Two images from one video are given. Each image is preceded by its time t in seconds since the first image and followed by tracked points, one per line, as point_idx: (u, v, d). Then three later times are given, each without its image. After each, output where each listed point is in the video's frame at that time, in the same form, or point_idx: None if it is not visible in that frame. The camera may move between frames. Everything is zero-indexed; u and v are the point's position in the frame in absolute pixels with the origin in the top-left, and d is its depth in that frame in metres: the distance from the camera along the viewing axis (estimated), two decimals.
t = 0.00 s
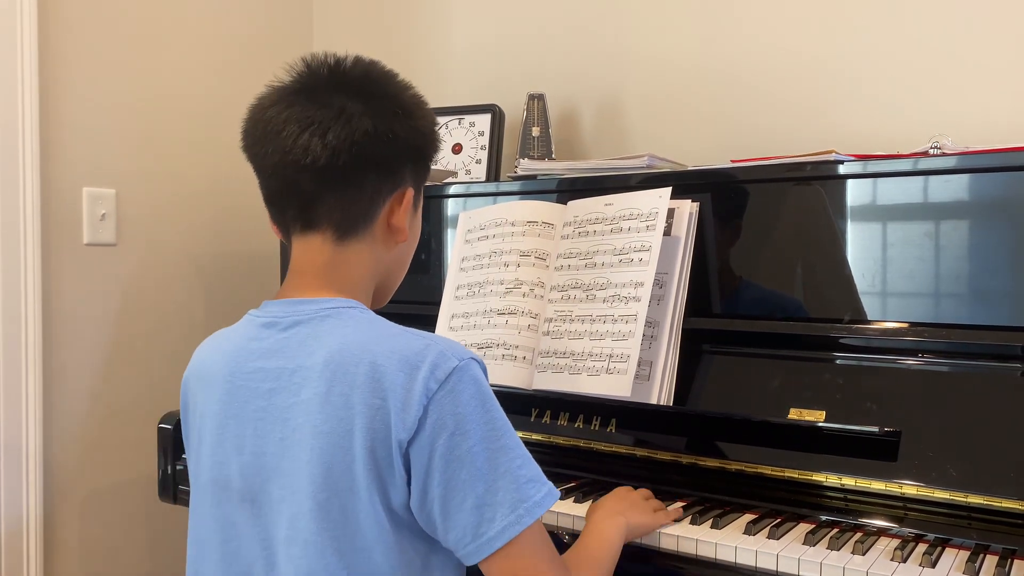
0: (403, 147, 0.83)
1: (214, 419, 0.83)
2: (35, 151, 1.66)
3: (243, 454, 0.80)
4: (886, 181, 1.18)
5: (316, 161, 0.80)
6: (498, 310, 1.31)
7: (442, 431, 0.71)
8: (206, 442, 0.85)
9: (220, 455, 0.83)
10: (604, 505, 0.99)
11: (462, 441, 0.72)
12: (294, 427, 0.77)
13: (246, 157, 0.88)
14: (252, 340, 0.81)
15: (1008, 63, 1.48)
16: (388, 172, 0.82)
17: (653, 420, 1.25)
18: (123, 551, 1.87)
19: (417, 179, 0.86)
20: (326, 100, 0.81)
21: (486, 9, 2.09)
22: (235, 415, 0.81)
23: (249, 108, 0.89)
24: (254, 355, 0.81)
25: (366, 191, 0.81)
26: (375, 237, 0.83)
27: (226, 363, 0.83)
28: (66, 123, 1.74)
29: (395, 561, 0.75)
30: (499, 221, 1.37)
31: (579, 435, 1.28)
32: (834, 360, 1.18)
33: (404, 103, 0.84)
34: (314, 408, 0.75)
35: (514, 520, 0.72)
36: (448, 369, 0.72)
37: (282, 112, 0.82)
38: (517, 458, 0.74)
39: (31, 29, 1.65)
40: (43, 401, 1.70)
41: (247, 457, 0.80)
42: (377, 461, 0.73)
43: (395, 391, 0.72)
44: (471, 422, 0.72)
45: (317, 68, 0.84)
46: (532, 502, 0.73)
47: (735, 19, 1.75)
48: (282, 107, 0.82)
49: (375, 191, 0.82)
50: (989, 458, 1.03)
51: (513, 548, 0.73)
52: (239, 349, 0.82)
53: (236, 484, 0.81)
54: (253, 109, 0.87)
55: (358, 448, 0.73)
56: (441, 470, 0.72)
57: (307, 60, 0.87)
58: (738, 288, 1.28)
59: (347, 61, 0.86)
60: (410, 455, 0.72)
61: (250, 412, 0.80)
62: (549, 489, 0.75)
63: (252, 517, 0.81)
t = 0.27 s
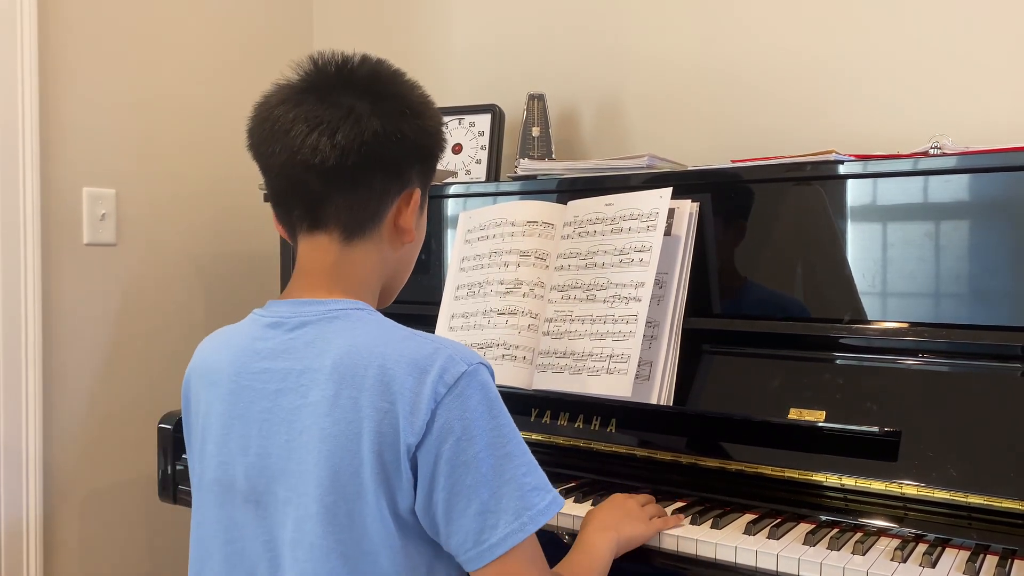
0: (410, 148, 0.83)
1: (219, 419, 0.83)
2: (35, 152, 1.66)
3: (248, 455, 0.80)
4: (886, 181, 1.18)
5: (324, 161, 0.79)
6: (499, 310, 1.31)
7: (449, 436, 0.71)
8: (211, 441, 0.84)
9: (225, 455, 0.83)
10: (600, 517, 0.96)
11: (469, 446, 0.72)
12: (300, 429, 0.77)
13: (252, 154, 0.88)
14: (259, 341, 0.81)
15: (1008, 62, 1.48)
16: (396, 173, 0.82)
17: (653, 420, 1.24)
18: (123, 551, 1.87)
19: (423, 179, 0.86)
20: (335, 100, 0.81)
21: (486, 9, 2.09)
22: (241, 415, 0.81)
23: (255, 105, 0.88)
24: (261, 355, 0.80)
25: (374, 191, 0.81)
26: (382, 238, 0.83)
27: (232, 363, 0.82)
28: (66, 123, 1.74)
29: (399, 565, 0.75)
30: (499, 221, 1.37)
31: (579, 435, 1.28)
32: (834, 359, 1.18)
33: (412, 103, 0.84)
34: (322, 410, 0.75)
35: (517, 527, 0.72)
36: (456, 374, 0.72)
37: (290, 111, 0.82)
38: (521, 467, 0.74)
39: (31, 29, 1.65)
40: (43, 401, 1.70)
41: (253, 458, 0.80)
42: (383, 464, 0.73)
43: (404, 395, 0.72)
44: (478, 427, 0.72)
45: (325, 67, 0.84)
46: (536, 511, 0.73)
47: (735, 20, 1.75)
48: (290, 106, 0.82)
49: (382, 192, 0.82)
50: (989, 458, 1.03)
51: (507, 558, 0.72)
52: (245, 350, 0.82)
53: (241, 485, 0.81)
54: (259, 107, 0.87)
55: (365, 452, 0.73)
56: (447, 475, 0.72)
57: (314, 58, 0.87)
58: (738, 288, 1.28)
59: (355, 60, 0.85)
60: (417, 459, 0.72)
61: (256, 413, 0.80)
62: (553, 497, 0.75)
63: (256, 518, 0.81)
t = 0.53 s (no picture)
0: (406, 147, 0.83)
1: (213, 424, 0.83)
2: (35, 151, 1.66)
3: (243, 460, 0.80)
4: (887, 181, 1.18)
5: (319, 159, 0.79)
6: (499, 310, 1.31)
7: (445, 440, 0.71)
8: (204, 446, 0.84)
9: (220, 460, 0.82)
10: (600, 522, 0.96)
11: (465, 449, 0.72)
12: (295, 434, 0.77)
13: (247, 151, 0.88)
14: (250, 346, 0.81)
15: (1008, 62, 1.48)
16: (391, 172, 0.82)
17: (652, 421, 1.25)
18: (123, 551, 1.87)
19: (418, 179, 0.86)
20: (331, 98, 0.81)
21: (486, 9, 2.09)
22: (235, 420, 0.81)
23: (251, 102, 0.88)
24: (253, 360, 0.80)
25: (369, 190, 0.81)
26: (375, 239, 0.83)
27: (223, 368, 0.82)
28: (66, 123, 1.74)
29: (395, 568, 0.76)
30: (501, 220, 1.37)
31: (579, 435, 1.29)
32: (834, 360, 1.18)
33: (408, 102, 0.84)
34: (316, 415, 0.75)
35: (513, 530, 0.73)
36: (451, 376, 0.72)
37: (286, 109, 0.82)
38: (518, 467, 0.74)
39: (30, 28, 1.65)
40: (43, 401, 1.70)
41: (247, 463, 0.80)
42: (378, 469, 0.73)
43: (399, 399, 0.72)
44: (474, 430, 0.72)
45: (322, 66, 0.84)
46: (532, 512, 0.73)
47: (735, 19, 1.75)
48: (286, 104, 0.82)
49: (377, 191, 0.81)
50: (990, 459, 1.03)
51: (504, 561, 0.73)
52: (237, 354, 0.82)
53: (236, 490, 0.81)
54: (255, 104, 0.87)
55: (360, 456, 0.73)
56: (443, 479, 0.72)
57: (311, 56, 0.87)
58: (738, 288, 1.28)
59: (352, 59, 0.85)
60: (413, 463, 0.72)
61: (250, 417, 0.80)
62: (550, 498, 0.75)
63: (252, 523, 0.81)
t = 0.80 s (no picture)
0: (402, 143, 0.83)
1: (215, 426, 0.83)
2: (36, 154, 1.66)
3: (245, 460, 0.80)
4: (887, 183, 1.18)
5: (317, 159, 0.79)
6: (500, 312, 1.31)
7: (445, 440, 0.71)
8: (206, 447, 0.84)
9: (222, 461, 0.82)
10: (600, 508, 0.96)
11: (465, 449, 0.72)
12: (297, 435, 0.77)
13: (240, 154, 0.88)
14: (251, 346, 0.81)
15: (1008, 63, 1.48)
16: (388, 169, 0.82)
17: (653, 422, 1.25)
18: (123, 552, 1.87)
19: (414, 175, 0.86)
20: (324, 97, 0.81)
21: (486, 10, 2.09)
22: (237, 421, 0.81)
23: (242, 104, 0.88)
24: (254, 360, 0.80)
25: (367, 188, 0.81)
26: (376, 236, 0.83)
27: (225, 369, 0.82)
28: (66, 124, 1.74)
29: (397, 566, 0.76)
30: (500, 222, 1.37)
31: (579, 437, 1.29)
32: (834, 361, 1.18)
33: (401, 97, 0.84)
34: (317, 416, 0.75)
35: (515, 529, 0.72)
36: (451, 376, 0.72)
37: (280, 110, 0.82)
38: (520, 466, 0.74)
39: (31, 29, 1.65)
40: (43, 403, 1.70)
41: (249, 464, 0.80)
42: (380, 469, 0.73)
43: (399, 400, 0.72)
44: (474, 430, 0.72)
45: (312, 64, 0.84)
46: (535, 511, 0.73)
47: (735, 21, 1.75)
48: (279, 105, 0.82)
49: (376, 188, 0.82)
50: (990, 461, 1.03)
51: (508, 559, 0.72)
52: (238, 355, 0.82)
53: (238, 490, 0.81)
54: (246, 106, 0.86)
55: (362, 457, 0.73)
56: (443, 480, 0.72)
57: (300, 55, 0.86)
58: (738, 289, 1.28)
59: (340, 55, 0.85)
60: (415, 463, 0.72)
61: (252, 418, 0.80)
62: (552, 497, 0.75)
63: (254, 524, 0.81)
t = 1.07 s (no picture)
0: (419, 151, 0.83)
1: (219, 420, 0.83)
2: (36, 154, 1.66)
3: (249, 455, 0.80)
4: (887, 183, 1.18)
5: (336, 158, 0.80)
6: (500, 312, 1.31)
7: (448, 435, 0.71)
8: (211, 442, 0.84)
9: (226, 456, 0.82)
10: (599, 509, 0.96)
11: (467, 445, 0.72)
12: (302, 430, 0.77)
13: (257, 150, 0.87)
14: (259, 342, 0.81)
15: (1008, 64, 1.48)
16: (404, 175, 0.82)
17: (653, 423, 1.25)
18: (123, 552, 1.87)
19: (427, 184, 0.87)
20: (348, 100, 0.82)
21: (486, 10, 2.09)
22: (242, 415, 0.81)
23: (263, 103, 0.88)
24: (261, 356, 0.80)
25: (383, 192, 0.81)
26: (386, 239, 0.83)
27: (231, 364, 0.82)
28: (66, 124, 1.74)
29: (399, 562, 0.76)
30: (500, 222, 1.36)
31: (580, 437, 1.29)
32: (834, 362, 1.18)
33: (421, 109, 0.85)
34: (322, 411, 0.75)
35: (515, 526, 0.72)
36: (455, 373, 0.72)
37: (302, 109, 0.82)
38: (521, 464, 0.74)
39: (31, 30, 1.65)
40: (44, 403, 1.70)
41: (254, 459, 0.80)
42: (384, 463, 0.73)
43: (404, 395, 0.72)
44: (477, 426, 0.72)
45: (336, 69, 0.85)
46: (534, 509, 0.73)
47: (735, 21, 1.75)
48: (302, 104, 0.82)
49: (391, 193, 0.82)
50: (990, 462, 1.03)
51: (506, 557, 0.72)
52: (244, 351, 0.82)
53: (243, 485, 0.81)
54: (268, 105, 0.87)
55: (366, 451, 0.73)
56: (446, 475, 0.72)
57: (324, 61, 0.87)
58: (738, 290, 1.28)
59: (366, 64, 0.86)
60: (417, 457, 0.72)
61: (258, 413, 0.80)
62: (551, 496, 0.75)
63: (257, 519, 0.81)
